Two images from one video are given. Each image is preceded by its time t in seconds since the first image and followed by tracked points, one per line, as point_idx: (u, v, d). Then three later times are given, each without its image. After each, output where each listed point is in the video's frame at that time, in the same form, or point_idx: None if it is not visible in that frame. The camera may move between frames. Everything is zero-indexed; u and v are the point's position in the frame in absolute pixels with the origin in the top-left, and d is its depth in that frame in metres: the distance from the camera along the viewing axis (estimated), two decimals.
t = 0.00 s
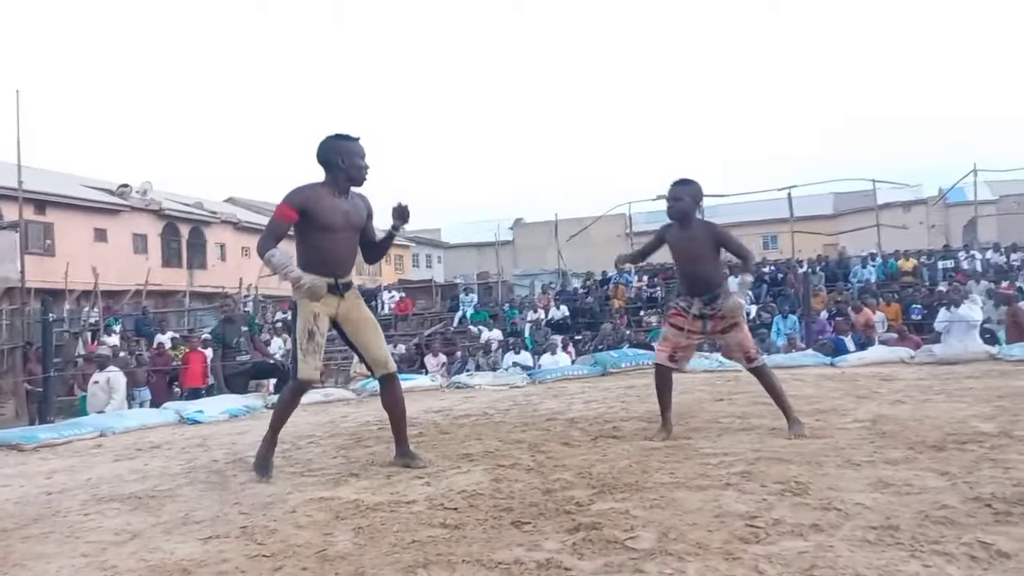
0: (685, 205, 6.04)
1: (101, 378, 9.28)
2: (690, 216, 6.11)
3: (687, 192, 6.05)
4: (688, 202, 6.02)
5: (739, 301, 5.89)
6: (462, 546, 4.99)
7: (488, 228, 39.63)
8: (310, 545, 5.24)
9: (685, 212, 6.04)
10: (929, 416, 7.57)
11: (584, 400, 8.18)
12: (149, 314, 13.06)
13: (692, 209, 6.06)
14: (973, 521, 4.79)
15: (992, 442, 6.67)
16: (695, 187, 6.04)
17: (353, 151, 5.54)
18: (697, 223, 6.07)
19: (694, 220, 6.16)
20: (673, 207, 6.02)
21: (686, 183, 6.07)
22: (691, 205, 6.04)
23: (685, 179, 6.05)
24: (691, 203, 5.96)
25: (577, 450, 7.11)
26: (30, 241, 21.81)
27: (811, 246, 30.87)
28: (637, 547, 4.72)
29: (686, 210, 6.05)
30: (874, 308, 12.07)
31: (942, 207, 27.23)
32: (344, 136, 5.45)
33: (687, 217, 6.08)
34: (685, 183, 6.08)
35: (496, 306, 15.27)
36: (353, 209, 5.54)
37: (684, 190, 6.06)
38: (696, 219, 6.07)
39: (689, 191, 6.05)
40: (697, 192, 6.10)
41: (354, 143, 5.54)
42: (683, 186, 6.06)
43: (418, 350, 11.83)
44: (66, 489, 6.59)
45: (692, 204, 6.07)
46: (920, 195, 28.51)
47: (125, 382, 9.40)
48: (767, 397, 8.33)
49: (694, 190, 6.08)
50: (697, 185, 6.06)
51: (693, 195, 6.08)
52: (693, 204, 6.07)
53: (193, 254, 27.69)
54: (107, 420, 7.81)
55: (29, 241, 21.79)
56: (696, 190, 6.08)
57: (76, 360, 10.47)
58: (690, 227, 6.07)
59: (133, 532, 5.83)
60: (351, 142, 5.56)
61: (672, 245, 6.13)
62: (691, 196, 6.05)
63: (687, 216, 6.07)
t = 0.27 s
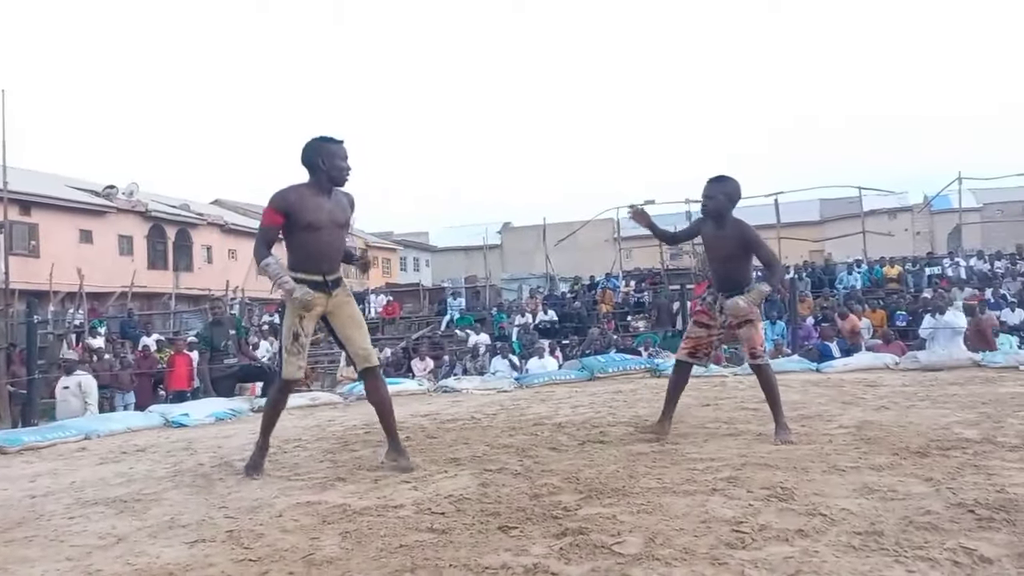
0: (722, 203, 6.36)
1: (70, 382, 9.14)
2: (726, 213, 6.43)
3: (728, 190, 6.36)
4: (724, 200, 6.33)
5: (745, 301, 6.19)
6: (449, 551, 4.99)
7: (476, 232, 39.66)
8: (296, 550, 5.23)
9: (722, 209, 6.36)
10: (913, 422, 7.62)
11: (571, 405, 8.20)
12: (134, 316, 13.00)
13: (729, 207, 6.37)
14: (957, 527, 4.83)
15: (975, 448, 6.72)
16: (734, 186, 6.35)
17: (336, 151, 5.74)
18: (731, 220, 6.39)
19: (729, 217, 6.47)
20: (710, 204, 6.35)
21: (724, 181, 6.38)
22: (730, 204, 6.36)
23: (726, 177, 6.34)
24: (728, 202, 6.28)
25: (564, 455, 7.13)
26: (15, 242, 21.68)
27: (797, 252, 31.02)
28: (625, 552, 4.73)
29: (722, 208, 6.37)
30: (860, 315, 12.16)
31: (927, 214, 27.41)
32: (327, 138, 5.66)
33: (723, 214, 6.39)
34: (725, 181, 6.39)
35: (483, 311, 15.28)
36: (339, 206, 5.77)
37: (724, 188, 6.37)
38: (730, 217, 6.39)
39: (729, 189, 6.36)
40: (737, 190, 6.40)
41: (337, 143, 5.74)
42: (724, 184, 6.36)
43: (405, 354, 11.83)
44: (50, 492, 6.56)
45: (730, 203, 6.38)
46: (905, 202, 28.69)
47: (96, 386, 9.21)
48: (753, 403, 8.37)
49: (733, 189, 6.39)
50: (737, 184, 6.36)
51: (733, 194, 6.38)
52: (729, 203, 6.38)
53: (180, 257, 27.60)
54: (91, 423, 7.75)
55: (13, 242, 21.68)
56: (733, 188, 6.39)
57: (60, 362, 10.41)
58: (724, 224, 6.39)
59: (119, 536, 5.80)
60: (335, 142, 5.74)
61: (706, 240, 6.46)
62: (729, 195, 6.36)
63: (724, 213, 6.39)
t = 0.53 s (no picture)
0: (720, 207, 6.49)
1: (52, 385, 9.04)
2: (725, 217, 6.55)
3: (725, 194, 6.49)
4: (722, 205, 6.47)
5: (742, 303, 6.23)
6: (444, 555, 5.02)
7: (470, 235, 39.70)
8: (291, 553, 5.25)
9: (720, 213, 6.49)
10: (905, 427, 7.65)
11: (565, 409, 8.22)
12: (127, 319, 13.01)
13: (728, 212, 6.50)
14: (950, 532, 4.86)
15: (968, 453, 6.75)
16: (732, 189, 6.48)
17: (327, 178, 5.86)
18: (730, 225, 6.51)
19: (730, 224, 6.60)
20: (708, 208, 6.49)
21: (722, 186, 6.51)
22: (728, 207, 6.49)
23: (725, 182, 6.48)
24: (725, 205, 6.41)
25: (557, 459, 7.15)
26: (7, 244, 21.68)
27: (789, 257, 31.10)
28: (619, 556, 4.76)
29: (721, 212, 6.50)
30: (852, 320, 12.22)
31: (919, 220, 27.49)
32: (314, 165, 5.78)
33: (722, 218, 6.52)
34: (723, 185, 6.52)
35: (477, 314, 15.30)
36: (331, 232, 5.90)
37: (721, 192, 6.50)
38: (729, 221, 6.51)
39: (727, 193, 6.49)
40: (736, 195, 6.53)
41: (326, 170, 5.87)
42: (722, 189, 6.50)
43: (399, 357, 11.88)
44: (44, 496, 6.57)
45: (729, 206, 6.51)
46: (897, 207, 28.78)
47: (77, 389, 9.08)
48: (745, 407, 8.40)
49: (733, 192, 6.51)
50: (736, 188, 6.48)
51: (732, 197, 6.51)
52: (728, 207, 6.51)
53: (173, 259, 27.58)
54: (83, 425, 7.75)
55: (5, 243, 21.68)
56: (733, 193, 6.51)
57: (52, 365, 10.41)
58: (723, 228, 6.52)
59: (113, 539, 5.83)
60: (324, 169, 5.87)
61: (706, 246, 6.59)
62: (727, 199, 6.49)
63: (723, 218, 6.52)
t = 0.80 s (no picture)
0: (707, 209, 6.62)
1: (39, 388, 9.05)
2: (711, 219, 6.66)
3: (711, 197, 6.63)
4: (708, 206, 6.60)
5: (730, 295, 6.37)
6: (441, 557, 5.02)
7: (467, 238, 39.72)
8: (287, 556, 5.26)
9: (707, 215, 6.61)
10: (902, 431, 7.65)
11: (561, 412, 8.23)
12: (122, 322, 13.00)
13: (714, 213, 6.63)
14: (947, 535, 4.86)
15: (964, 457, 6.76)
16: (718, 192, 6.64)
17: (342, 165, 6.16)
18: (717, 226, 6.62)
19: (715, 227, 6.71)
20: (696, 209, 6.61)
21: (708, 189, 6.67)
22: (714, 209, 6.62)
23: (711, 185, 6.65)
24: (712, 206, 6.54)
25: (553, 462, 7.16)
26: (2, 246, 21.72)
27: (787, 261, 31.06)
28: (616, 559, 4.76)
29: (707, 213, 6.62)
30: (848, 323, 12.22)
31: (915, 224, 27.48)
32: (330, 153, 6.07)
33: (709, 219, 6.64)
34: (709, 189, 6.67)
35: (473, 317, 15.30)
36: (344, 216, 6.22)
37: (707, 195, 6.65)
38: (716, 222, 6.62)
39: (713, 196, 6.64)
40: (721, 199, 6.68)
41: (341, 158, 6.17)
42: (707, 191, 6.65)
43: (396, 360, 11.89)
44: (39, 498, 6.59)
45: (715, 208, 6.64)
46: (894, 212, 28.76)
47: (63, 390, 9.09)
48: (742, 411, 8.40)
49: (718, 196, 6.67)
50: (721, 191, 6.64)
51: (717, 201, 6.66)
52: (714, 210, 6.65)
53: (169, 262, 27.52)
54: (78, 428, 7.72)
55: None
56: (718, 196, 6.66)
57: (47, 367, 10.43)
58: (710, 229, 6.62)
59: (108, 542, 5.83)
60: (339, 157, 6.17)
61: (694, 246, 6.65)
62: (714, 201, 6.64)
63: (709, 219, 6.63)
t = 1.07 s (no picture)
0: (708, 209, 6.62)
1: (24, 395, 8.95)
2: (713, 218, 6.67)
3: (713, 197, 6.63)
4: (710, 206, 6.61)
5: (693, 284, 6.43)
6: (435, 559, 5.02)
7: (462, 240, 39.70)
8: (282, 558, 5.25)
9: (708, 215, 6.62)
10: (896, 433, 7.66)
11: (555, 414, 8.22)
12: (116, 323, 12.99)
13: (716, 214, 6.63)
14: (941, 537, 4.87)
15: (959, 459, 6.76)
16: (720, 193, 6.63)
17: (337, 187, 6.22)
18: (718, 227, 6.63)
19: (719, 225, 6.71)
20: (697, 208, 6.62)
21: (712, 189, 6.66)
22: (715, 208, 6.62)
23: (714, 187, 6.64)
24: (712, 206, 6.55)
25: (548, 463, 7.16)
26: None
27: (782, 263, 31.08)
28: (611, 560, 4.76)
29: (708, 213, 6.62)
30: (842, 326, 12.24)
31: (910, 227, 27.52)
32: (325, 176, 6.10)
33: (710, 220, 6.63)
34: (712, 189, 6.66)
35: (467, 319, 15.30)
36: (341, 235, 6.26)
37: (710, 196, 6.64)
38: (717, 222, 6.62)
39: (715, 196, 6.63)
40: (724, 200, 6.66)
41: (336, 180, 6.23)
42: (710, 192, 6.65)
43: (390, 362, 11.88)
44: (33, 499, 6.58)
45: (717, 209, 6.63)
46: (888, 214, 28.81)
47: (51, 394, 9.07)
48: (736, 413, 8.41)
49: (721, 197, 6.65)
50: (724, 192, 6.62)
51: (721, 202, 6.64)
52: (716, 209, 6.64)
53: (163, 262, 27.55)
54: (72, 429, 7.70)
55: None
56: (721, 197, 6.64)
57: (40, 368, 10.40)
58: (710, 228, 6.63)
59: (102, 543, 5.83)
60: (333, 180, 6.23)
61: (695, 244, 6.72)
62: (716, 202, 6.62)
63: (711, 219, 6.64)
